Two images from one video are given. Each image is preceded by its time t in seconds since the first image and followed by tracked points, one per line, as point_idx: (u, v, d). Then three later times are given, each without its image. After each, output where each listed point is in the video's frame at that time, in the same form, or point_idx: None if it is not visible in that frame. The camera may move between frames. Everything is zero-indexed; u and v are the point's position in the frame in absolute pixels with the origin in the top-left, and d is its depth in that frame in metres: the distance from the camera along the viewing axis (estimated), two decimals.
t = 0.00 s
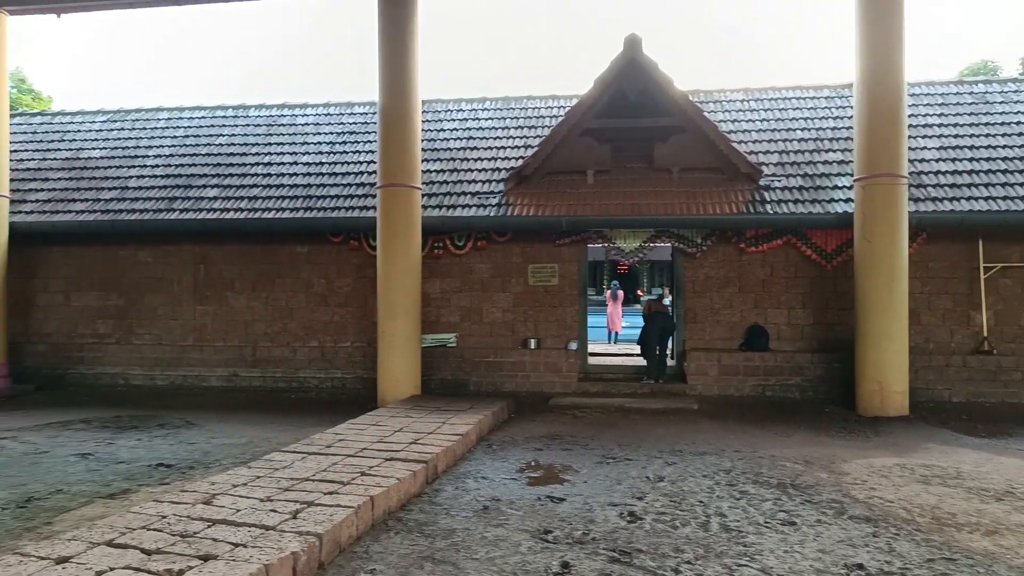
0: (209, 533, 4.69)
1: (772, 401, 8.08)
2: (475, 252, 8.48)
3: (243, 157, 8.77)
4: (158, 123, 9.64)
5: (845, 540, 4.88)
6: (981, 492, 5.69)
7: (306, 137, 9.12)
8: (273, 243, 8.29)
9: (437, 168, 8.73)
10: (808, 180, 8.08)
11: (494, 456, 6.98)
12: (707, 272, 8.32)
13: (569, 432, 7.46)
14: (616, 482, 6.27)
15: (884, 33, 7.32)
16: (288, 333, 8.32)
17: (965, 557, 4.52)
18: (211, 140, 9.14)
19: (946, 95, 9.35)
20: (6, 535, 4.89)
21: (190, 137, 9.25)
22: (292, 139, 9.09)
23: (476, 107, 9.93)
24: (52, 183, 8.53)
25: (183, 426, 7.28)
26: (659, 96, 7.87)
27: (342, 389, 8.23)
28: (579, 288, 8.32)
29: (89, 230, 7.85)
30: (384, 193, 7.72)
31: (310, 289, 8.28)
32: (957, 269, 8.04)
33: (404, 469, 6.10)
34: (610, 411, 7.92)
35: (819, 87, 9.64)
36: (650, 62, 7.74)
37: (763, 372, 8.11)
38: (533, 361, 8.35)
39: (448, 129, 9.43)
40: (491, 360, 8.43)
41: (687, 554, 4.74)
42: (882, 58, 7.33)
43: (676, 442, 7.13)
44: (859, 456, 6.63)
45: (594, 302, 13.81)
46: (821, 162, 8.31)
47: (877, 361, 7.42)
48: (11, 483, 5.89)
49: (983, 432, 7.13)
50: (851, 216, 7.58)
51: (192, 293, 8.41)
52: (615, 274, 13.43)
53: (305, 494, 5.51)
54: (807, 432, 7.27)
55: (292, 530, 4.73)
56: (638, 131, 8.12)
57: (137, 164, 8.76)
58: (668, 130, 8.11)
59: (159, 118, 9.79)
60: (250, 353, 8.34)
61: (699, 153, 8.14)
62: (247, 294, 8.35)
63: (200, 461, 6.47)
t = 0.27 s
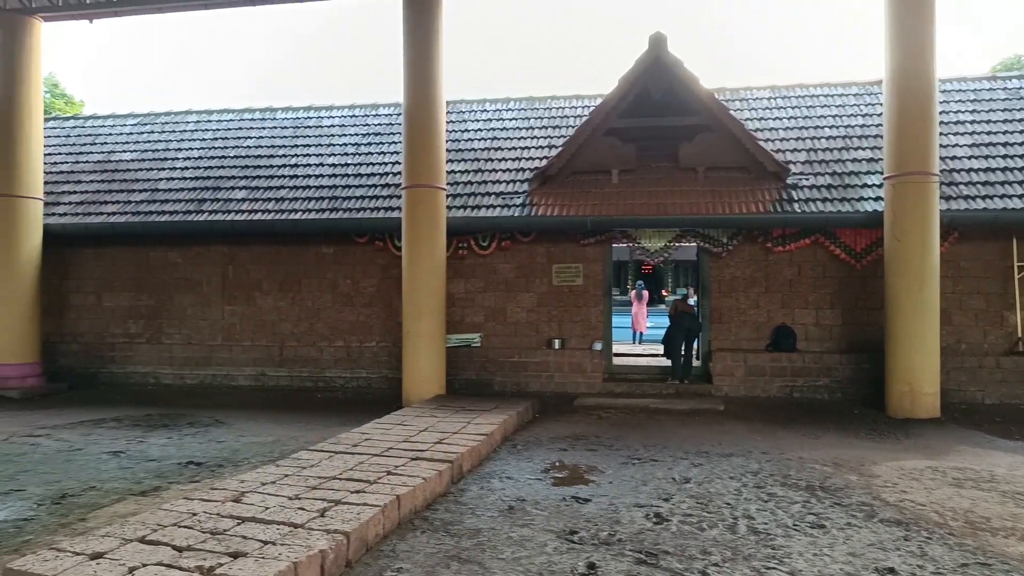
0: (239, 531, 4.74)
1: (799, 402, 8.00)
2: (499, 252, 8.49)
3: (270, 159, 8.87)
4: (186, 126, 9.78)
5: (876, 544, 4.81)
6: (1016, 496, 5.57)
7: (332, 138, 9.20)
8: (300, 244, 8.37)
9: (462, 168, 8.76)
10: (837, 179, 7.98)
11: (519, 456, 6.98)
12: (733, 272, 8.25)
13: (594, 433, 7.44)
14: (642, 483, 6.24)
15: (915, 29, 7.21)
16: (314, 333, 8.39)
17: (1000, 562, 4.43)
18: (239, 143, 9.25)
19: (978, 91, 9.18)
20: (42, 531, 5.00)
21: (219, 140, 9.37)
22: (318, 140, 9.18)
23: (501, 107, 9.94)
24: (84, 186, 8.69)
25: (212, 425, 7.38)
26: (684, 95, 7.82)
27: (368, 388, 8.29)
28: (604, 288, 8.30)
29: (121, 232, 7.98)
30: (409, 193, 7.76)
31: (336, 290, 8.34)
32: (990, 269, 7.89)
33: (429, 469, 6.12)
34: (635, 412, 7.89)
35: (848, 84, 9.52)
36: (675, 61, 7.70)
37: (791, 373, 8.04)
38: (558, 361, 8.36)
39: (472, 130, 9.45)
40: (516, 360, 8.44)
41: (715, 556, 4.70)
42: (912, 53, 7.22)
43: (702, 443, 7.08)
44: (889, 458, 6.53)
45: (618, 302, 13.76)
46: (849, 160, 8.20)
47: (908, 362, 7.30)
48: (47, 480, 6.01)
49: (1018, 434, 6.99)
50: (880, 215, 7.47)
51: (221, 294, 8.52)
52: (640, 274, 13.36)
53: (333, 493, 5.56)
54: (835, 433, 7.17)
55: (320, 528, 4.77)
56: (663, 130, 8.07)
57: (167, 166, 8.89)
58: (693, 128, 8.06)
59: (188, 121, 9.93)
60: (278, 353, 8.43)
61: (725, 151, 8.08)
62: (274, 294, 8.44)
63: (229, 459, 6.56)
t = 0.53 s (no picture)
0: (265, 528, 4.78)
1: (825, 403, 7.91)
2: (522, 252, 8.49)
3: (295, 160, 8.95)
4: (213, 128, 9.90)
5: (905, 548, 4.73)
6: None
7: (355, 139, 9.26)
8: (324, 244, 8.43)
9: (484, 169, 8.77)
10: (864, 178, 7.88)
11: (542, 457, 6.97)
12: (758, 272, 8.18)
13: (618, 433, 7.42)
14: (666, 484, 6.20)
15: (944, 25, 7.10)
16: (338, 333, 8.45)
17: None
18: (264, 144, 9.35)
19: (1010, 87, 9.02)
20: (74, 527, 5.08)
21: (244, 141, 9.48)
22: (342, 141, 9.24)
23: (523, 107, 9.95)
24: (113, 187, 8.83)
25: (238, 423, 7.46)
26: (709, 93, 7.78)
27: (391, 388, 8.33)
28: (627, 288, 8.26)
29: (149, 233, 8.09)
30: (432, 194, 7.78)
31: (359, 290, 8.39)
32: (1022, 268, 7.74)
33: (453, 469, 6.13)
34: (659, 412, 7.85)
35: (875, 81, 9.40)
36: (699, 59, 7.66)
37: (817, 374, 7.96)
38: (581, 361, 8.34)
39: (494, 130, 9.46)
40: (538, 360, 8.44)
41: (741, 559, 4.65)
42: (941, 50, 7.11)
43: (727, 444, 7.02)
44: (918, 461, 6.43)
45: (641, 302, 13.68)
46: (877, 158, 8.10)
47: (937, 364, 7.19)
48: (77, 476, 6.11)
49: None
50: (908, 214, 7.37)
51: (246, 293, 8.60)
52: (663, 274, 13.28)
53: (358, 491, 5.59)
54: (863, 435, 7.08)
55: (345, 526, 4.80)
56: (687, 129, 8.03)
57: (194, 168, 9.01)
58: (718, 127, 8.00)
59: (215, 123, 10.06)
60: (302, 352, 8.50)
61: (750, 150, 8.02)
62: (298, 294, 8.51)
63: (255, 457, 6.62)
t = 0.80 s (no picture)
0: (292, 526, 4.83)
1: (852, 404, 7.81)
2: (545, 252, 8.49)
3: (319, 162, 9.02)
4: (239, 130, 10.02)
5: (936, 551, 4.66)
6: None
7: (379, 140, 9.32)
8: (348, 245, 8.49)
9: (507, 169, 8.78)
10: (892, 175, 7.77)
11: (566, 457, 6.96)
12: (784, 271, 8.10)
13: (642, 434, 7.38)
14: (691, 485, 6.16)
15: (975, 20, 6.98)
16: (362, 333, 8.50)
17: None
18: (289, 146, 9.44)
19: None
20: (106, 523, 5.17)
21: (269, 143, 9.58)
22: (366, 143, 9.30)
23: (546, 107, 9.94)
24: (142, 190, 8.96)
25: (265, 423, 7.54)
26: (733, 91, 7.73)
27: (415, 387, 8.37)
28: (651, 288, 8.22)
29: (177, 234, 8.21)
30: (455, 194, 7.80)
31: (383, 290, 8.44)
32: None
33: (478, 469, 6.15)
34: (683, 413, 7.81)
35: (903, 78, 9.27)
36: (724, 57, 7.61)
37: (844, 374, 7.88)
38: (604, 361, 8.33)
39: (517, 130, 9.47)
40: (561, 360, 8.44)
41: (768, 561, 4.60)
42: (972, 45, 6.98)
43: (753, 446, 6.96)
44: (948, 463, 6.33)
45: (665, 302, 13.59)
46: (906, 156, 7.98)
47: (968, 364, 7.07)
48: (109, 474, 6.21)
49: None
50: (938, 212, 7.25)
51: (272, 294, 8.70)
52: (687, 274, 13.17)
53: (383, 490, 5.62)
54: (892, 437, 6.98)
55: (371, 525, 4.83)
56: (711, 127, 7.98)
57: (221, 170, 9.12)
58: (742, 125, 7.95)
59: (241, 126, 10.18)
60: (327, 352, 8.58)
61: (775, 148, 7.95)
62: (323, 294, 8.58)
63: (282, 456, 6.68)
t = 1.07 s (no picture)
0: (320, 524, 4.87)
1: (882, 406, 7.70)
2: (569, 252, 8.48)
3: (345, 163, 9.09)
4: (266, 133, 10.14)
5: (970, 556, 4.57)
6: None
7: (404, 141, 9.37)
8: (373, 246, 8.55)
9: (531, 169, 8.79)
10: (923, 173, 7.65)
11: (591, 457, 6.95)
12: (812, 271, 8.01)
13: (668, 435, 7.34)
14: (718, 486, 6.11)
15: (1008, 14, 6.84)
16: (387, 333, 8.56)
17: None
18: (315, 148, 9.53)
19: None
20: (138, 520, 5.25)
21: (295, 145, 9.68)
22: (390, 144, 9.36)
23: (569, 106, 9.93)
24: (171, 192, 9.11)
25: (292, 421, 7.62)
26: (760, 89, 7.66)
27: (440, 387, 8.40)
28: (676, 288, 8.18)
29: (205, 235, 8.33)
30: (479, 195, 7.82)
31: (408, 290, 8.48)
32: None
33: (503, 468, 6.15)
34: (710, 414, 7.75)
35: (934, 74, 9.12)
36: (750, 54, 7.55)
37: (873, 375, 7.78)
38: (629, 361, 8.30)
39: (541, 130, 9.46)
40: (586, 360, 8.42)
41: (797, 564, 4.55)
42: (1006, 40, 6.85)
43: (781, 447, 6.89)
44: (982, 466, 6.21)
45: (689, 302, 13.49)
46: (937, 153, 7.85)
47: (1001, 365, 6.93)
48: (141, 472, 6.32)
49: None
50: (971, 210, 7.12)
51: (299, 294, 8.78)
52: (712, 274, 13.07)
53: (410, 489, 5.65)
54: (923, 439, 6.87)
55: (398, 523, 4.86)
56: (736, 126, 7.92)
57: (248, 172, 9.23)
58: (769, 124, 7.87)
59: (268, 128, 10.29)
60: (353, 352, 8.64)
61: (802, 146, 7.87)
62: (349, 294, 8.65)
63: (309, 454, 6.75)
